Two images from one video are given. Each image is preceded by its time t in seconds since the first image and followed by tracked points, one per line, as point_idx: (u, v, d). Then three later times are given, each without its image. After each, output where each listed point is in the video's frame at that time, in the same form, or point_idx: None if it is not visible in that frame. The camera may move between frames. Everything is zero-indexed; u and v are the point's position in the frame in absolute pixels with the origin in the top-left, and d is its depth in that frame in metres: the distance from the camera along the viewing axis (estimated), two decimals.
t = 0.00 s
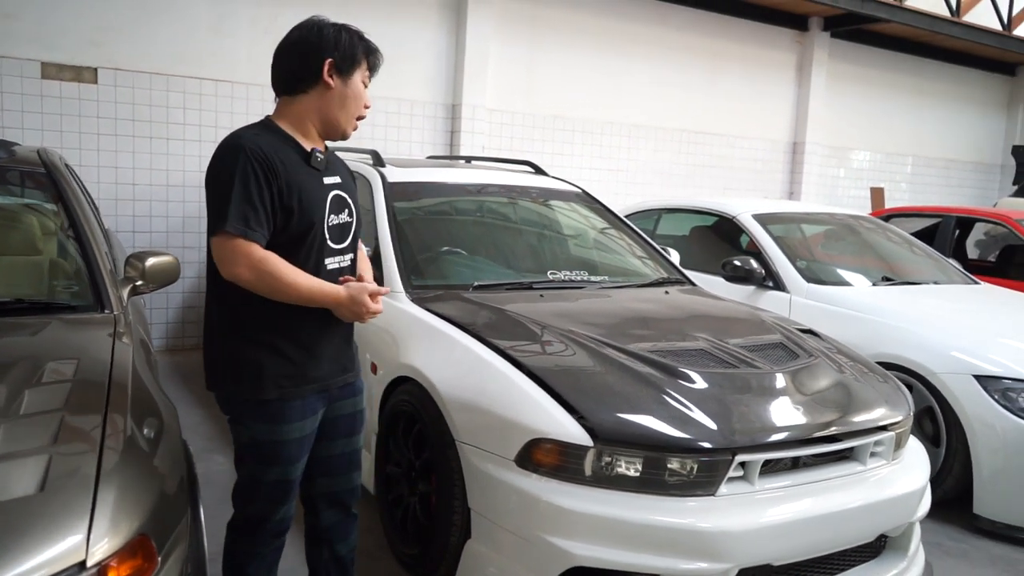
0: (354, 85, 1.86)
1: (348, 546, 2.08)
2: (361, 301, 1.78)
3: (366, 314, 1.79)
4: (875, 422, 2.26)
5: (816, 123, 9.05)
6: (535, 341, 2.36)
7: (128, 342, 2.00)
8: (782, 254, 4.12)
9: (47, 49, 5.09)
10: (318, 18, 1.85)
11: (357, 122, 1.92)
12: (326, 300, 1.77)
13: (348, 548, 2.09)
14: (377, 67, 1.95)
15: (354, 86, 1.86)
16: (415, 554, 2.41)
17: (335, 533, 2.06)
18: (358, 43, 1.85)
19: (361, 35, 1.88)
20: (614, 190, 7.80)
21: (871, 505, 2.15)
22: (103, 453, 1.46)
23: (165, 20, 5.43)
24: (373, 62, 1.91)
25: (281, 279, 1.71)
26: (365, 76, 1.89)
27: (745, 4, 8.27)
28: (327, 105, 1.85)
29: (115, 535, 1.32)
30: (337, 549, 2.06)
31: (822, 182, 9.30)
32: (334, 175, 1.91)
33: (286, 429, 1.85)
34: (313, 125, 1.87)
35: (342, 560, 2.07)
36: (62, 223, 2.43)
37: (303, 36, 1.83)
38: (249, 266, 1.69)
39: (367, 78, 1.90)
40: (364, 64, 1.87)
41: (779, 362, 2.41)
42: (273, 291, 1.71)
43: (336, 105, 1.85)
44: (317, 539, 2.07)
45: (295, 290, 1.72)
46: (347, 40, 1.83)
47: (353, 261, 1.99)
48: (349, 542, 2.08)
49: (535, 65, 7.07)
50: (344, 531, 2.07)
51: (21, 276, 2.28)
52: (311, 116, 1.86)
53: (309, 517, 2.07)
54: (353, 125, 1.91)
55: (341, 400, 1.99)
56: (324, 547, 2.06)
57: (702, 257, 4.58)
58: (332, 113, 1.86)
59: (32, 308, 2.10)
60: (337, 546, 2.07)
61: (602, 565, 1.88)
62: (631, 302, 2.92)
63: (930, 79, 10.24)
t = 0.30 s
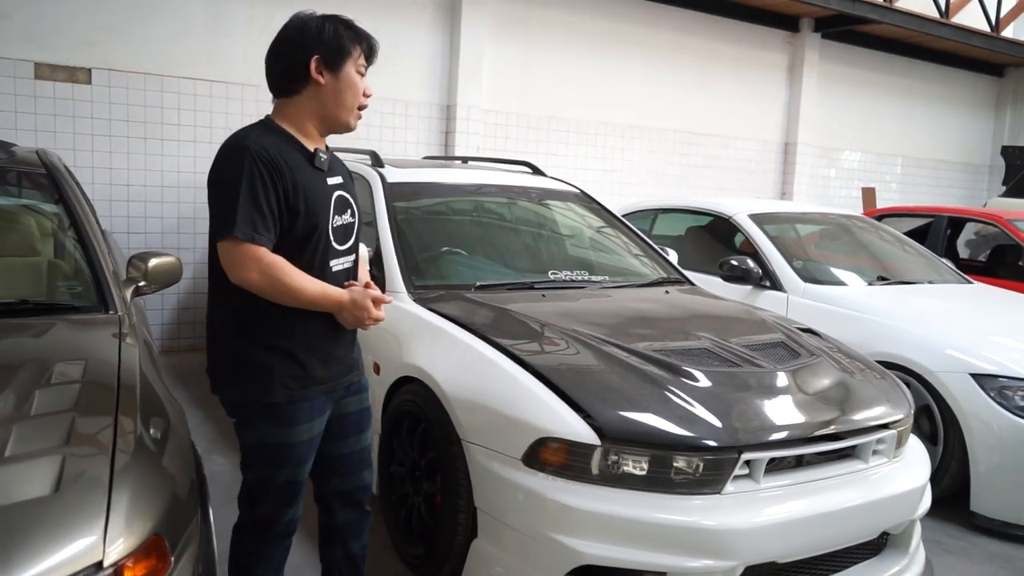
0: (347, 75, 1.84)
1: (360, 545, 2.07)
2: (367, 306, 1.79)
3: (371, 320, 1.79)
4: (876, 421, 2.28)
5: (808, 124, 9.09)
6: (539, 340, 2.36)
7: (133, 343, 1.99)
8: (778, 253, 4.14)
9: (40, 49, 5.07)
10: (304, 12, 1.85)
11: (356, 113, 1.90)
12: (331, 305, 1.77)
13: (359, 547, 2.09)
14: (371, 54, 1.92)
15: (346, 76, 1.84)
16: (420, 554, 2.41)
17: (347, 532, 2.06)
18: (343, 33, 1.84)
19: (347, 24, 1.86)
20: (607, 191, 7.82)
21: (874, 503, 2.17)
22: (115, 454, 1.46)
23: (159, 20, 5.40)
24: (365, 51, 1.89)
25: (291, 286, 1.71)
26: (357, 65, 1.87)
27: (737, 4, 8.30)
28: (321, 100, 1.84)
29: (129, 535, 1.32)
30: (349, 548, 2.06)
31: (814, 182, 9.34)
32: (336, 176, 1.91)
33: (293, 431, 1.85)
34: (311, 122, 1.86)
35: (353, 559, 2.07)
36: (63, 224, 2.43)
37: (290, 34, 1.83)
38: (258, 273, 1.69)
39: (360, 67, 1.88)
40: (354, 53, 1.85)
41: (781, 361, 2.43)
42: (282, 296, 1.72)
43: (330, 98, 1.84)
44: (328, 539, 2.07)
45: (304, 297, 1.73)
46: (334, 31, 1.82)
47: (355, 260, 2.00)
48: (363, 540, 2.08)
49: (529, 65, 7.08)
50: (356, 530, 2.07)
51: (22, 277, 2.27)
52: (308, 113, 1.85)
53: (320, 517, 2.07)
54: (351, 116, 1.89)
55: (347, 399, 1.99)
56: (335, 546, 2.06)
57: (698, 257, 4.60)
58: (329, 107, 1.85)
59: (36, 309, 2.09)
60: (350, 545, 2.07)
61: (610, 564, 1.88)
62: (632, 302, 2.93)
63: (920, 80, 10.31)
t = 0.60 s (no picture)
0: (351, 71, 1.82)
1: (379, 542, 2.07)
2: (382, 303, 1.75)
3: (388, 318, 1.75)
4: (884, 418, 2.29)
5: (807, 123, 9.11)
6: (546, 339, 2.36)
7: (143, 343, 1.99)
8: (781, 252, 4.15)
9: (40, 49, 5.06)
10: (314, 17, 1.87)
11: (372, 108, 1.85)
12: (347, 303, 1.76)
13: (378, 545, 2.08)
14: (384, 46, 1.87)
15: (351, 72, 1.81)
16: (431, 554, 2.41)
17: (367, 530, 2.06)
18: (347, 31, 1.82)
19: (351, 20, 1.84)
20: (607, 190, 7.82)
21: (882, 499, 2.18)
22: (130, 454, 1.47)
23: (159, 20, 5.39)
24: (375, 44, 1.85)
25: (303, 285, 1.73)
26: (364, 59, 1.83)
27: (736, 4, 8.31)
28: (332, 100, 1.84)
29: (147, 535, 1.33)
30: (367, 545, 2.05)
31: (813, 181, 9.35)
32: (362, 176, 1.90)
33: (319, 426, 1.85)
34: (327, 124, 1.86)
35: (372, 557, 2.06)
36: (69, 223, 2.42)
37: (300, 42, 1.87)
38: (270, 272, 1.72)
39: (370, 60, 1.83)
40: (357, 47, 1.82)
41: (789, 358, 2.44)
42: (296, 294, 1.73)
43: (338, 98, 1.83)
44: (348, 536, 2.07)
45: (319, 294, 1.73)
46: (335, 29, 1.81)
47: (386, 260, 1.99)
48: (382, 538, 2.07)
49: (529, 65, 7.08)
50: (376, 528, 2.07)
51: (30, 276, 2.27)
52: (325, 115, 1.86)
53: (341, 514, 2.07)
54: (366, 111, 1.85)
55: (375, 399, 1.99)
56: (355, 543, 2.06)
57: (699, 255, 4.61)
58: (339, 105, 1.83)
59: (45, 309, 2.09)
60: (370, 543, 2.06)
61: (621, 562, 1.89)
62: (638, 301, 2.93)
63: (918, 79, 10.33)
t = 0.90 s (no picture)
0: (365, 74, 1.89)
1: (388, 540, 2.12)
2: (398, 307, 1.78)
3: (404, 320, 1.78)
4: (885, 420, 2.29)
5: (803, 126, 9.13)
6: (547, 341, 2.36)
7: (143, 346, 1.98)
8: (779, 254, 4.15)
9: (37, 52, 5.05)
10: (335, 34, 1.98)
11: (390, 105, 1.90)
12: (365, 306, 1.79)
13: (388, 544, 2.14)
14: (398, 47, 1.93)
15: (365, 74, 1.89)
16: (432, 556, 2.41)
17: (376, 527, 2.11)
18: (359, 39, 1.90)
19: (364, 27, 1.92)
20: (604, 193, 7.83)
21: (883, 501, 2.18)
22: (133, 459, 1.46)
23: (156, 23, 5.38)
24: (389, 47, 1.92)
25: (324, 287, 1.78)
26: (378, 61, 1.90)
27: (733, 7, 8.33)
28: (351, 104, 1.91)
29: (150, 539, 1.32)
30: (377, 541, 2.11)
31: (809, 183, 9.37)
32: (385, 180, 1.94)
33: (340, 426, 1.89)
34: (350, 129, 1.92)
35: (379, 554, 2.12)
36: (67, 226, 2.42)
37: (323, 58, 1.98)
38: (292, 275, 1.78)
39: (384, 62, 1.90)
40: (370, 51, 1.89)
41: (790, 361, 2.44)
42: (316, 296, 1.79)
43: (357, 101, 1.90)
44: (358, 530, 2.13)
45: (337, 297, 1.78)
46: (348, 36, 1.90)
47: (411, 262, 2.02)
48: (391, 538, 2.13)
49: (527, 68, 7.09)
50: (385, 526, 2.12)
51: (28, 280, 2.26)
52: (347, 120, 1.92)
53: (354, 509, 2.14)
54: (385, 110, 1.90)
55: (403, 399, 2.01)
56: (364, 540, 2.12)
57: (697, 258, 4.61)
58: (359, 108, 1.90)
59: (45, 313, 2.08)
60: (379, 540, 2.12)
61: (623, 564, 1.88)
62: (638, 303, 2.93)
63: (913, 81, 10.36)
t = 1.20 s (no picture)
0: (378, 73, 1.94)
1: (395, 533, 2.17)
2: (409, 308, 1.84)
3: (415, 322, 1.84)
4: (891, 417, 2.28)
5: (807, 122, 9.10)
6: (551, 337, 2.36)
7: (147, 342, 1.98)
8: (784, 250, 4.13)
9: (40, 48, 5.04)
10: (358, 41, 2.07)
11: (403, 100, 1.93)
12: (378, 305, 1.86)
13: (395, 537, 2.18)
14: (410, 42, 1.97)
15: (377, 72, 1.94)
16: (436, 552, 2.41)
17: (382, 519, 2.17)
18: (375, 40, 1.96)
19: (377, 28, 1.98)
20: (608, 189, 7.82)
21: (889, 498, 2.17)
22: (136, 455, 1.46)
23: (159, 19, 5.37)
24: (401, 44, 1.96)
25: (340, 281, 1.85)
26: (389, 58, 1.94)
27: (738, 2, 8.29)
28: (371, 104, 1.97)
29: (153, 535, 1.32)
30: (383, 534, 2.17)
31: (813, 179, 9.34)
32: (408, 180, 1.97)
33: (342, 410, 1.95)
34: (373, 129, 1.98)
35: (386, 546, 2.17)
36: (70, 222, 2.41)
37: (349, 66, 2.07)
38: (309, 270, 1.85)
39: (395, 59, 1.94)
40: (381, 49, 1.95)
41: (795, 357, 2.43)
42: (332, 292, 1.86)
43: (374, 100, 1.96)
44: (368, 521, 2.19)
45: (351, 294, 1.85)
46: (362, 39, 1.97)
47: (432, 261, 2.04)
48: (398, 531, 2.18)
49: (531, 65, 7.07)
50: (392, 519, 2.17)
51: (31, 275, 2.26)
52: (369, 121, 1.98)
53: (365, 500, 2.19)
54: (399, 105, 1.93)
55: (415, 392, 2.03)
56: (373, 531, 2.18)
57: (701, 255, 4.59)
58: (376, 107, 1.95)
59: (49, 309, 2.08)
60: (386, 533, 2.17)
61: (627, 560, 1.88)
62: (642, 299, 2.93)
63: (919, 77, 10.31)
